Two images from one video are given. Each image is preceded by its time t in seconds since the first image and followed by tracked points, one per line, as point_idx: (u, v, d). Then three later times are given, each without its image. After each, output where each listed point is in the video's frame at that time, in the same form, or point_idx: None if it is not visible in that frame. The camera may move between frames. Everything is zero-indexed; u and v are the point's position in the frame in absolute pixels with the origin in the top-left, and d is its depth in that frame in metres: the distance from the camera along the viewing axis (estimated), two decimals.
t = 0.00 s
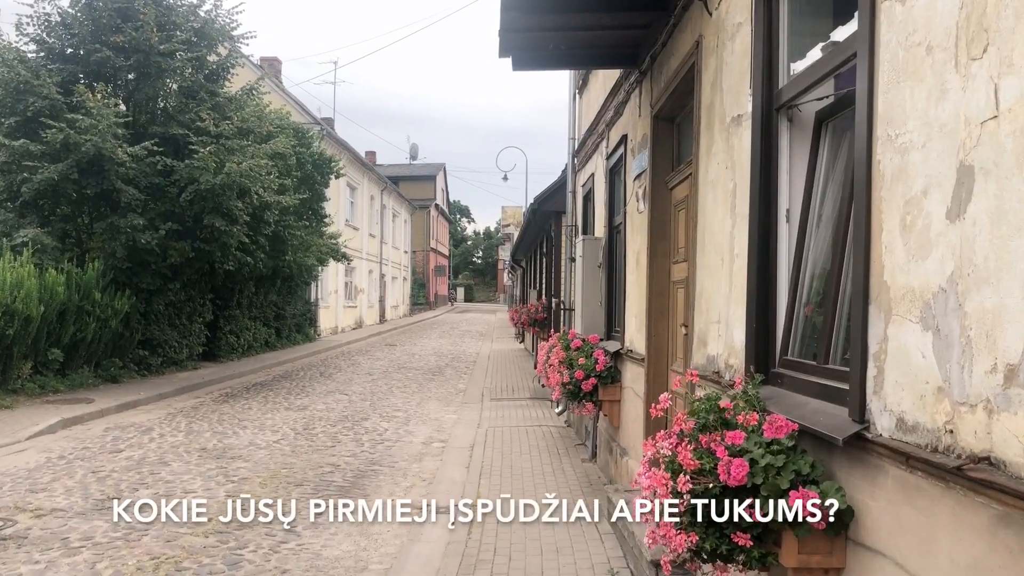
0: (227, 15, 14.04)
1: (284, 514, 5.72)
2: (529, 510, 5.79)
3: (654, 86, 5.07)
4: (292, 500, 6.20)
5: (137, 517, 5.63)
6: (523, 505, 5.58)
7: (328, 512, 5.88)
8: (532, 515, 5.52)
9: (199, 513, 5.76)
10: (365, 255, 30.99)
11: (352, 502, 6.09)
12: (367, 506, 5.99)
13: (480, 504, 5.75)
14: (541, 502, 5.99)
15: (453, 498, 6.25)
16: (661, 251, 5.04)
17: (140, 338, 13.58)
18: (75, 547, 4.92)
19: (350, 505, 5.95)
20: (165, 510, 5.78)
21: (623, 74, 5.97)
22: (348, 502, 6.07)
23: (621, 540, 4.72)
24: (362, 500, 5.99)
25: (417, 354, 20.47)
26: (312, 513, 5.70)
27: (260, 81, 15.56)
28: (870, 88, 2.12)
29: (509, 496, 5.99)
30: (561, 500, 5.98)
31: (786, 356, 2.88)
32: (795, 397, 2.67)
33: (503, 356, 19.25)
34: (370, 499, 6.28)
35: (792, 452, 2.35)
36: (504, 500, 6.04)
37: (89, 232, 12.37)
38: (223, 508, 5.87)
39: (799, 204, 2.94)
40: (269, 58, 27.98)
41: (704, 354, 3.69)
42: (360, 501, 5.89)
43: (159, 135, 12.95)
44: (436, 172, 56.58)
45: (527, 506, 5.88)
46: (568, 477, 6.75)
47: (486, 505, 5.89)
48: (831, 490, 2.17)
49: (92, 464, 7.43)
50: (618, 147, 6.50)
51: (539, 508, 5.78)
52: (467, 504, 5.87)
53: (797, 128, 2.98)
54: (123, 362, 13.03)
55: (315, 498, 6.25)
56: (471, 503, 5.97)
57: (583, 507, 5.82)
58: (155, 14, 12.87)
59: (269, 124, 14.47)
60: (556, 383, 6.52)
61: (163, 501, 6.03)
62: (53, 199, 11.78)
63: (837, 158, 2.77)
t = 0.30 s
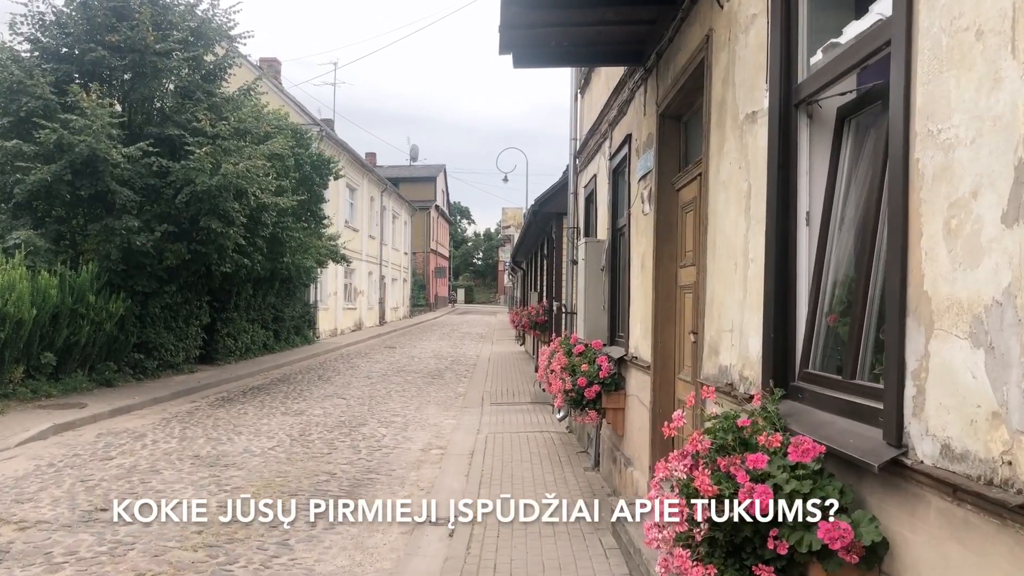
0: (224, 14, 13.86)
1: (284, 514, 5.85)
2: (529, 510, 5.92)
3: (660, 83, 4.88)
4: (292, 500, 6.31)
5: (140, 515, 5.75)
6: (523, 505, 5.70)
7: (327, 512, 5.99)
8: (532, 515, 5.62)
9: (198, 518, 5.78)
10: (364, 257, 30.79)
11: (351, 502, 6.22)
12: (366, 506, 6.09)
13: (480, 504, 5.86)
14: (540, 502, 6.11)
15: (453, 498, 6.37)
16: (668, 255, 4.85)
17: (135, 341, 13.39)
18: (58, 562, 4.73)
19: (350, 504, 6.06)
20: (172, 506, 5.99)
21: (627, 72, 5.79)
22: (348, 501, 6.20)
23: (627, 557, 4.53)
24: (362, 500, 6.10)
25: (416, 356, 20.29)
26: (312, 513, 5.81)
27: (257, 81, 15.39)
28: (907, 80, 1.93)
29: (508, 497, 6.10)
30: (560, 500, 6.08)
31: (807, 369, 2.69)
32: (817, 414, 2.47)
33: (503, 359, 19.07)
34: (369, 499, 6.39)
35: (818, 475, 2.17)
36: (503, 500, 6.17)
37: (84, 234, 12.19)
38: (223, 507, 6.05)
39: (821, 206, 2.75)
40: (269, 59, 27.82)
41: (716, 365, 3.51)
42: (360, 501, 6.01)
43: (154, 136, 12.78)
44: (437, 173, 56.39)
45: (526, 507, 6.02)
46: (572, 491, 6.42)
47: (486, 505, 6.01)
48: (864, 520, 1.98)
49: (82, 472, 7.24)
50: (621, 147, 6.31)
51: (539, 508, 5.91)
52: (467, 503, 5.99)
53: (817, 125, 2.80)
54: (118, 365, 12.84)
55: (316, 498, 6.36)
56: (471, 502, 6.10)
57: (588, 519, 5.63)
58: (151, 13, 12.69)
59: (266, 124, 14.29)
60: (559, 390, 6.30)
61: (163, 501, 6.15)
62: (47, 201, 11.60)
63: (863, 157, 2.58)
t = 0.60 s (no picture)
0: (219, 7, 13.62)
1: (284, 514, 5.79)
2: (529, 509, 5.88)
3: (668, 71, 4.65)
4: (292, 501, 6.26)
5: (139, 516, 5.69)
6: (523, 505, 5.69)
7: (328, 512, 5.94)
8: (532, 515, 5.62)
9: (198, 518, 5.73)
10: (364, 255, 30.58)
11: (351, 502, 6.18)
12: (367, 506, 6.02)
13: (480, 503, 5.80)
14: (541, 502, 6.11)
15: (453, 498, 6.32)
16: (676, 251, 4.62)
17: (129, 341, 13.16)
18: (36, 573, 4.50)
19: (350, 504, 5.99)
20: (172, 506, 5.94)
21: (632, 61, 5.56)
22: (348, 501, 6.14)
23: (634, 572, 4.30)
24: (362, 500, 6.05)
25: (415, 356, 20.06)
26: (312, 512, 5.76)
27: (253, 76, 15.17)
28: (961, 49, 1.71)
29: (508, 496, 6.07)
30: (561, 499, 6.11)
31: (833, 373, 2.47)
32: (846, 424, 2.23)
33: (503, 358, 18.86)
34: (370, 499, 6.32)
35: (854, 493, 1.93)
36: (503, 500, 6.12)
37: (76, 231, 11.97)
38: (223, 507, 6.00)
39: (848, 196, 2.54)
40: (267, 56, 27.61)
41: (729, 367, 3.29)
42: (361, 501, 5.96)
43: (148, 131, 12.57)
44: (437, 171, 56.11)
45: (526, 506, 6.00)
46: (573, 491, 6.36)
47: (486, 505, 5.96)
48: (908, 546, 1.75)
49: (68, 476, 7.02)
50: (625, 140, 6.08)
51: (539, 508, 5.87)
52: (467, 503, 5.92)
53: (844, 108, 2.58)
54: (110, 367, 12.60)
55: (316, 498, 6.32)
56: (471, 502, 6.03)
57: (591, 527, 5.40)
58: (144, 6, 12.45)
59: (262, 120, 14.05)
60: (562, 392, 6.13)
61: (163, 501, 6.11)
62: (38, 196, 11.38)
63: (897, 141, 2.36)
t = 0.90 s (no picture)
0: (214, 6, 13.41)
1: (284, 515, 5.93)
2: (529, 509, 6.05)
3: (674, 66, 4.44)
4: (292, 500, 6.41)
5: (139, 516, 5.81)
6: (523, 505, 5.85)
7: (328, 512, 6.10)
8: (532, 514, 5.79)
9: (197, 519, 5.84)
10: (363, 257, 30.37)
11: (352, 502, 6.36)
12: (367, 506, 6.22)
13: (480, 504, 5.93)
14: (541, 502, 6.29)
15: (453, 497, 6.49)
16: (682, 255, 4.41)
17: (123, 345, 12.95)
18: None
19: (350, 504, 6.19)
20: (172, 505, 6.09)
21: (636, 57, 5.36)
22: (348, 501, 6.34)
23: None
24: (362, 500, 6.23)
25: (414, 359, 19.85)
26: (312, 512, 5.91)
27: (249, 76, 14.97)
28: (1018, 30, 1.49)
29: (508, 496, 6.24)
30: (561, 498, 6.31)
31: (861, 391, 2.26)
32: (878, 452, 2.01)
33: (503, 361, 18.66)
34: (370, 498, 6.53)
35: (892, 531, 1.71)
36: (503, 500, 6.28)
37: (69, 233, 11.77)
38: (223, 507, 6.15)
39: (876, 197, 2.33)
40: (265, 56, 27.39)
41: (743, 379, 3.08)
42: (361, 502, 6.13)
43: (142, 132, 12.37)
44: (437, 172, 55.88)
45: (526, 506, 6.15)
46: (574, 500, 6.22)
47: (485, 505, 6.09)
48: None
49: (54, 486, 6.81)
50: (629, 139, 5.86)
51: (539, 508, 6.04)
52: (467, 503, 6.05)
53: (870, 102, 2.37)
54: (103, 371, 12.38)
55: (317, 498, 6.48)
56: (471, 502, 6.20)
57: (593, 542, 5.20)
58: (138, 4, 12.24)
59: (258, 120, 13.85)
60: (564, 401, 5.89)
61: (164, 501, 6.25)
62: (30, 198, 11.17)
63: (930, 138, 2.15)
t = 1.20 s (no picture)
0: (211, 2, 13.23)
1: (284, 514, 5.90)
2: (529, 509, 6.05)
3: (680, 55, 4.25)
4: (292, 501, 6.40)
5: (139, 516, 5.82)
6: (524, 505, 5.85)
7: (328, 512, 6.07)
8: (532, 514, 5.78)
9: (197, 518, 5.83)
10: (362, 257, 30.16)
11: (351, 502, 6.32)
12: (366, 506, 6.18)
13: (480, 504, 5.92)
14: (540, 502, 6.28)
15: (453, 497, 6.45)
16: (689, 252, 4.21)
17: (117, 346, 12.74)
18: None
19: (350, 505, 6.15)
20: (172, 506, 6.11)
21: (641, 47, 5.15)
22: (348, 501, 6.30)
23: None
24: (362, 500, 6.19)
25: (413, 360, 19.65)
26: (312, 512, 5.90)
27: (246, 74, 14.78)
28: None
29: (508, 496, 6.24)
30: (561, 498, 6.31)
31: (891, 399, 2.06)
32: (914, 468, 1.80)
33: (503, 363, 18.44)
34: (370, 499, 6.49)
35: (940, 559, 1.50)
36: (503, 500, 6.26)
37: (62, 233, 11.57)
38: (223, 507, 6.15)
39: (907, 185, 2.13)
40: (264, 56, 27.21)
41: (758, 384, 2.88)
42: (360, 502, 6.09)
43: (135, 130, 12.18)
44: (437, 173, 55.68)
45: (526, 506, 6.15)
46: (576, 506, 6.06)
47: (485, 505, 6.09)
48: None
49: (40, 492, 6.61)
50: (633, 134, 5.67)
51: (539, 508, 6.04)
52: (467, 503, 6.03)
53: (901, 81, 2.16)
54: (96, 373, 12.17)
55: (316, 498, 6.45)
56: (471, 502, 6.16)
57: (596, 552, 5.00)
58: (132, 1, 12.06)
59: (255, 119, 13.66)
60: (564, 404, 5.75)
61: (164, 501, 6.26)
62: (21, 196, 10.96)
63: (969, 119, 1.95)
